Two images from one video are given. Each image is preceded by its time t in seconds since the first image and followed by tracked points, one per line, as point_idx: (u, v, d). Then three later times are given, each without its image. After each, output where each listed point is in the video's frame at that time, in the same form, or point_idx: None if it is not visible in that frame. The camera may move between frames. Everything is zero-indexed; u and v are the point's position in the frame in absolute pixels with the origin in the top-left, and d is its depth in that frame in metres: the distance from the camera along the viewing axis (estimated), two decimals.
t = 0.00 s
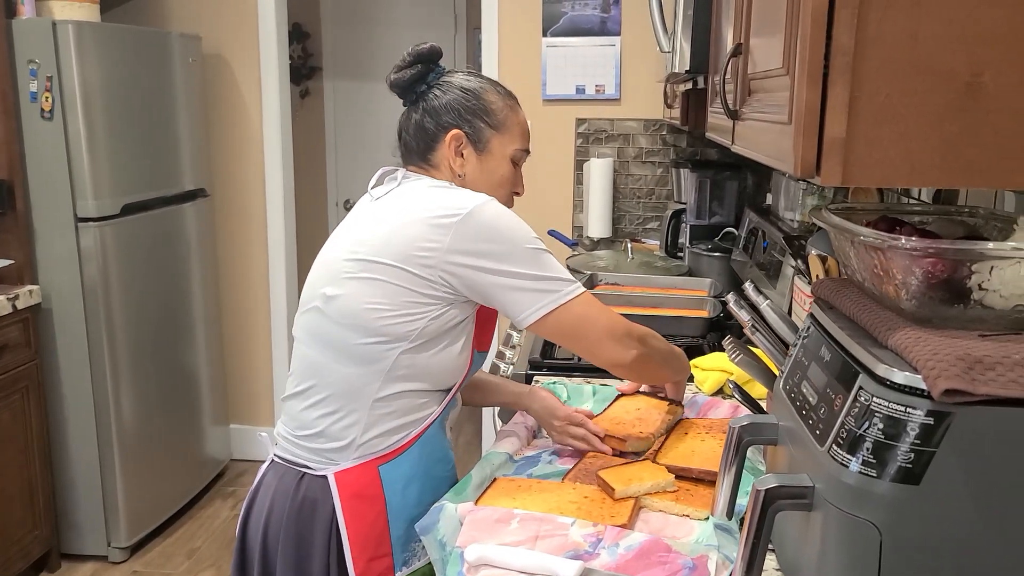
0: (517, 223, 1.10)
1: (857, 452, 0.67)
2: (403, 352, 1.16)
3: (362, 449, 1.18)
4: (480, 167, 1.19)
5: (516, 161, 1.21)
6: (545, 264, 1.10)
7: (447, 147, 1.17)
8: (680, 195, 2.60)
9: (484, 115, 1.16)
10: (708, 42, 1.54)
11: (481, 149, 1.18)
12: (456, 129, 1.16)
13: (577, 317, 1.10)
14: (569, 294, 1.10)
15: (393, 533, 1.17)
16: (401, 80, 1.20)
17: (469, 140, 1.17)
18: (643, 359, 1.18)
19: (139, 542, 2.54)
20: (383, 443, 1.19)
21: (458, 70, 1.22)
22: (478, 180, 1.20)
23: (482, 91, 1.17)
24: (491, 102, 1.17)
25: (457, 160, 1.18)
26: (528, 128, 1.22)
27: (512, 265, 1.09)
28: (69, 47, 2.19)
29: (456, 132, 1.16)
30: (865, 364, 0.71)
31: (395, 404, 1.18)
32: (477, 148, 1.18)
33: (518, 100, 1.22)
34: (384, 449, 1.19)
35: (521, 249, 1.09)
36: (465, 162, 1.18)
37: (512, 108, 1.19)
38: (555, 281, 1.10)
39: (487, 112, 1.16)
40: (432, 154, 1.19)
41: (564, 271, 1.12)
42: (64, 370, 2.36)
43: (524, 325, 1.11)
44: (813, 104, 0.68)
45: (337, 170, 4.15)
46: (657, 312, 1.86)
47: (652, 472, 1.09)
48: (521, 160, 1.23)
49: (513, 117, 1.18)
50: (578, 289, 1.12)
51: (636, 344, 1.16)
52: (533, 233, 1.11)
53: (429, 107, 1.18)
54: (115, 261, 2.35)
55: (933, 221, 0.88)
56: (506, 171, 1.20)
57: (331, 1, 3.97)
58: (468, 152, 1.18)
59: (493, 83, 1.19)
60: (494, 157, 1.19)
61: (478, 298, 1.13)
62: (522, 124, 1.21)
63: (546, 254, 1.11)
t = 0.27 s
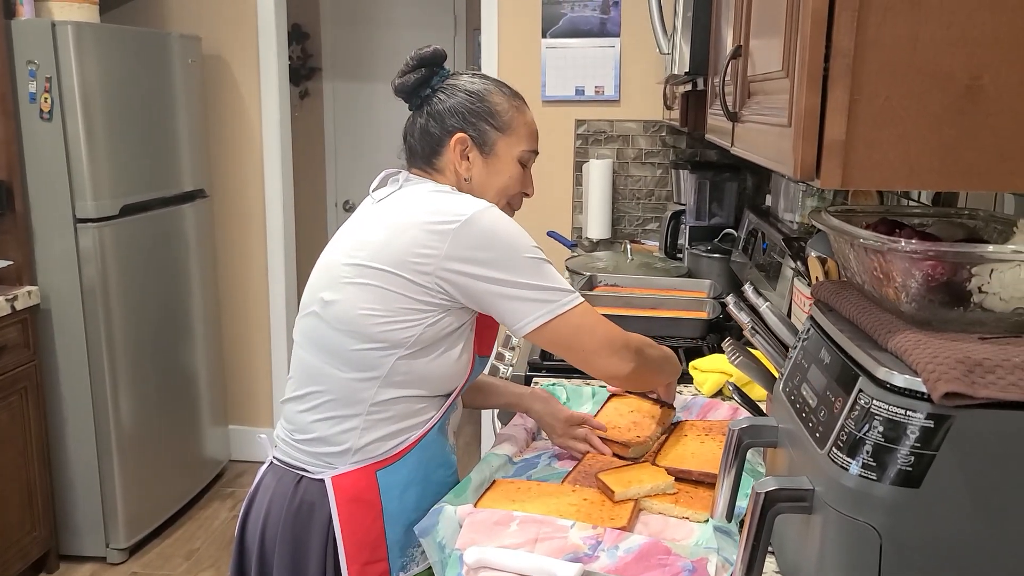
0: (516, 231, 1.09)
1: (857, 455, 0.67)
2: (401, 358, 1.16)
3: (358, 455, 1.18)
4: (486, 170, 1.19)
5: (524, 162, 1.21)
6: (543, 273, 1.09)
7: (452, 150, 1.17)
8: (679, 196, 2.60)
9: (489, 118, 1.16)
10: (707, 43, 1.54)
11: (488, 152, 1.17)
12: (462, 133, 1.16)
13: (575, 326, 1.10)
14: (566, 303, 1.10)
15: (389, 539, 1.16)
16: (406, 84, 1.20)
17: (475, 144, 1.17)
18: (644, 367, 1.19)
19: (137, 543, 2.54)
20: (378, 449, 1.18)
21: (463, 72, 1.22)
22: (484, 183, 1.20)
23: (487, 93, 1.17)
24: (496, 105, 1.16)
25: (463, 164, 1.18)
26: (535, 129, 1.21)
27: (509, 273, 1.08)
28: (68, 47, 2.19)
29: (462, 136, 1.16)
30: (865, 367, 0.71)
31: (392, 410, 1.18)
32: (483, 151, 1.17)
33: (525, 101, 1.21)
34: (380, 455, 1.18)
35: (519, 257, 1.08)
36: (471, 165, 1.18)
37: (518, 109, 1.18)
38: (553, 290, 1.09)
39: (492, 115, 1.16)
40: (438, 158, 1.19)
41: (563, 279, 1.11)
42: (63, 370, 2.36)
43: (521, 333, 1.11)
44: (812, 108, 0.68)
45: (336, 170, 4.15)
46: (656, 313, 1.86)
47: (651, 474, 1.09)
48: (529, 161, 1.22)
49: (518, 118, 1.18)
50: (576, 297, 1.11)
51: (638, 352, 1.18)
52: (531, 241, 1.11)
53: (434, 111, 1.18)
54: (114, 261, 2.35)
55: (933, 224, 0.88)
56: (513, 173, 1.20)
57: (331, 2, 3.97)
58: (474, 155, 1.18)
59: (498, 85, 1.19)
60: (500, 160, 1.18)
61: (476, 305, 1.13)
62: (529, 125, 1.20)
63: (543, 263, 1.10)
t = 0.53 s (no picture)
0: (511, 233, 1.09)
1: (855, 457, 0.67)
2: (395, 360, 1.15)
3: (353, 457, 1.18)
4: (478, 169, 1.18)
5: (519, 160, 1.19)
6: (538, 275, 1.09)
7: (443, 150, 1.17)
8: (677, 196, 2.60)
9: (480, 116, 1.15)
10: (705, 43, 1.53)
11: (479, 151, 1.16)
12: (452, 132, 1.16)
13: (574, 326, 1.10)
14: (561, 304, 1.09)
15: (385, 541, 1.16)
16: (400, 85, 1.21)
17: (465, 142, 1.16)
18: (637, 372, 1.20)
19: (134, 543, 2.54)
20: (372, 451, 1.18)
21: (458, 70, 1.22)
22: (477, 182, 1.19)
23: (478, 92, 1.16)
24: (486, 102, 1.15)
25: (454, 162, 1.18)
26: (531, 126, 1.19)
27: (503, 275, 1.08)
28: (63, 46, 2.18)
29: (451, 134, 1.16)
30: (863, 368, 0.70)
31: (387, 413, 1.17)
32: (474, 150, 1.16)
33: (521, 98, 1.20)
34: (374, 458, 1.18)
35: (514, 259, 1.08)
36: (463, 164, 1.18)
37: (511, 106, 1.17)
38: (547, 292, 1.09)
39: (482, 112, 1.15)
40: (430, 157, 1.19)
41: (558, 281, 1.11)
42: (59, 370, 2.35)
43: (516, 334, 1.10)
44: (811, 108, 0.68)
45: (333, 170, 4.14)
46: (654, 313, 1.86)
47: (649, 475, 1.09)
48: (526, 158, 1.20)
49: (512, 115, 1.16)
50: (572, 299, 1.11)
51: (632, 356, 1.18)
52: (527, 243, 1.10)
53: (425, 111, 1.18)
54: (109, 261, 2.34)
55: (931, 224, 0.88)
56: (507, 171, 1.18)
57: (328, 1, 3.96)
58: (465, 154, 1.17)
59: (492, 82, 1.18)
60: (492, 157, 1.17)
61: (471, 307, 1.12)
62: (524, 122, 1.18)
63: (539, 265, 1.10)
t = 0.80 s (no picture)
0: (485, 234, 1.07)
1: (852, 462, 0.66)
2: (378, 363, 1.15)
3: (340, 459, 1.18)
4: (437, 156, 1.16)
5: (484, 144, 1.14)
6: (512, 277, 1.07)
7: (406, 141, 1.18)
8: (674, 199, 2.60)
9: (437, 103, 1.15)
10: (702, 46, 1.53)
11: (434, 136, 1.15)
12: (410, 121, 1.17)
13: (544, 334, 1.08)
14: (536, 308, 1.07)
15: (377, 543, 1.14)
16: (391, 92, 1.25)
17: (423, 130, 1.16)
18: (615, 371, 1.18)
19: (129, 547, 2.53)
20: (358, 454, 1.17)
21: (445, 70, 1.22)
22: (439, 169, 1.16)
23: (441, 82, 1.16)
24: (446, 90, 1.15)
25: (416, 152, 1.18)
26: (503, 110, 1.14)
27: (477, 281, 1.07)
28: (60, 49, 2.18)
29: (408, 123, 1.17)
30: (860, 373, 0.70)
31: (372, 415, 1.17)
32: (431, 136, 1.15)
33: (494, 86, 1.16)
34: (364, 459, 1.17)
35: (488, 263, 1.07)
36: (424, 153, 1.17)
37: (475, 92, 1.14)
38: (522, 296, 1.07)
39: (440, 99, 1.15)
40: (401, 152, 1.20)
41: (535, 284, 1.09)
42: (54, 373, 2.34)
43: (492, 339, 1.09)
44: (808, 113, 0.67)
45: (331, 173, 4.14)
46: (651, 317, 1.85)
47: (646, 480, 1.09)
48: (497, 143, 1.14)
49: (473, 98, 1.14)
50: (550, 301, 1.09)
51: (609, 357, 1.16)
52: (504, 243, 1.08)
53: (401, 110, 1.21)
54: (105, 264, 2.34)
55: (929, 228, 0.88)
56: (466, 154, 1.14)
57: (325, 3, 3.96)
58: (424, 142, 1.17)
59: (464, 74, 1.17)
60: (448, 141, 1.14)
61: (450, 310, 1.11)
62: (488, 104, 1.13)
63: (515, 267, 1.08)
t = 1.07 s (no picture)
0: (448, 245, 1.03)
1: (850, 464, 0.66)
2: (356, 365, 1.14)
3: (329, 458, 1.18)
4: (425, 155, 1.15)
5: (473, 142, 1.13)
6: (466, 296, 1.02)
7: (397, 141, 1.18)
8: (672, 200, 2.60)
9: (425, 101, 1.14)
10: (700, 47, 1.53)
11: (422, 135, 1.15)
12: (400, 121, 1.17)
13: (482, 361, 1.01)
14: (486, 332, 1.01)
15: (363, 541, 1.15)
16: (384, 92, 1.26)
17: (412, 129, 1.16)
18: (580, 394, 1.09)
19: (126, 548, 2.52)
20: (346, 454, 1.17)
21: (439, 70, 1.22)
22: (427, 167, 1.16)
23: (429, 80, 1.16)
24: (433, 88, 1.15)
25: (406, 152, 1.18)
26: (492, 107, 1.13)
27: (429, 295, 1.03)
28: (55, 49, 2.17)
29: (398, 123, 1.17)
30: (859, 375, 0.70)
31: (355, 416, 1.17)
32: (419, 135, 1.15)
33: (483, 83, 1.15)
34: (352, 459, 1.17)
35: (443, 277, 1.02)
36: (414, 152, 1.17)
37: (463, 90, 1.13)
38: (472, 318, 1.01)
39: (427, 97, 1.14)
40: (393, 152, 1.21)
41: (493, 304, 1.03)
42: (51, 375, 2.34)
43: (442, 358, 1.04)
44: (806, 114, 0.68)
45: (328, 173, 4.14)
46: (649, 318, 1.85)
47: (644, 482, 1.09)
48: (486, 140, 1.13)
49: (459, 95, 1.13)
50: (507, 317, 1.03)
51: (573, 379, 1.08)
52: (467, 257, 1.03)
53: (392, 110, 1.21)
54: (102, 265, 2.33)
55: (927, 230, 0.88)
56: (452, 151, 1.13)
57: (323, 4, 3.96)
58: (413, 141, 1.16)
59: (453, 72, 1.16)
60: (435, 140, 1.14)
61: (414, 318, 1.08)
62: (475, 101, 1.12)
63: (471, 285, 1.02)
